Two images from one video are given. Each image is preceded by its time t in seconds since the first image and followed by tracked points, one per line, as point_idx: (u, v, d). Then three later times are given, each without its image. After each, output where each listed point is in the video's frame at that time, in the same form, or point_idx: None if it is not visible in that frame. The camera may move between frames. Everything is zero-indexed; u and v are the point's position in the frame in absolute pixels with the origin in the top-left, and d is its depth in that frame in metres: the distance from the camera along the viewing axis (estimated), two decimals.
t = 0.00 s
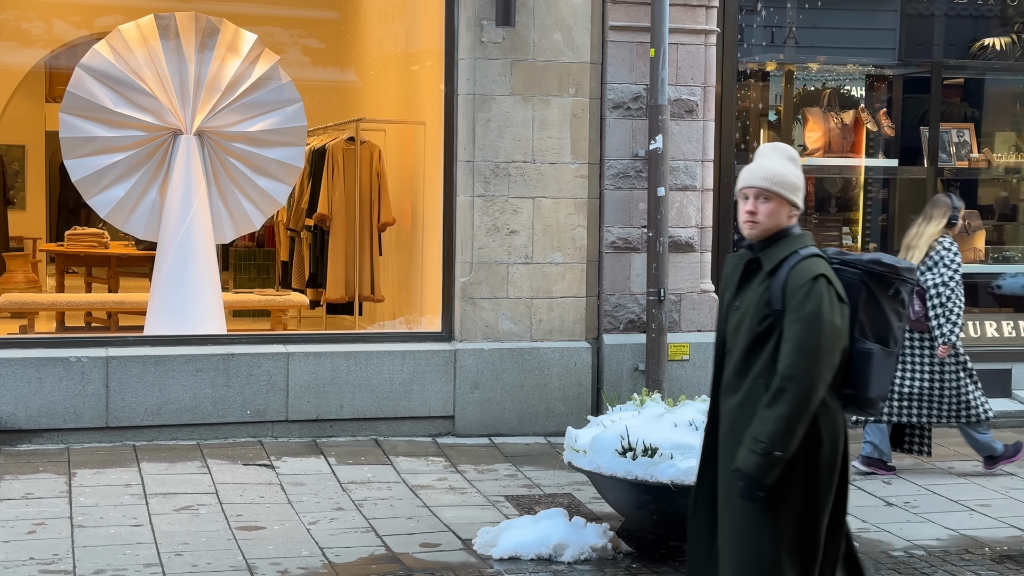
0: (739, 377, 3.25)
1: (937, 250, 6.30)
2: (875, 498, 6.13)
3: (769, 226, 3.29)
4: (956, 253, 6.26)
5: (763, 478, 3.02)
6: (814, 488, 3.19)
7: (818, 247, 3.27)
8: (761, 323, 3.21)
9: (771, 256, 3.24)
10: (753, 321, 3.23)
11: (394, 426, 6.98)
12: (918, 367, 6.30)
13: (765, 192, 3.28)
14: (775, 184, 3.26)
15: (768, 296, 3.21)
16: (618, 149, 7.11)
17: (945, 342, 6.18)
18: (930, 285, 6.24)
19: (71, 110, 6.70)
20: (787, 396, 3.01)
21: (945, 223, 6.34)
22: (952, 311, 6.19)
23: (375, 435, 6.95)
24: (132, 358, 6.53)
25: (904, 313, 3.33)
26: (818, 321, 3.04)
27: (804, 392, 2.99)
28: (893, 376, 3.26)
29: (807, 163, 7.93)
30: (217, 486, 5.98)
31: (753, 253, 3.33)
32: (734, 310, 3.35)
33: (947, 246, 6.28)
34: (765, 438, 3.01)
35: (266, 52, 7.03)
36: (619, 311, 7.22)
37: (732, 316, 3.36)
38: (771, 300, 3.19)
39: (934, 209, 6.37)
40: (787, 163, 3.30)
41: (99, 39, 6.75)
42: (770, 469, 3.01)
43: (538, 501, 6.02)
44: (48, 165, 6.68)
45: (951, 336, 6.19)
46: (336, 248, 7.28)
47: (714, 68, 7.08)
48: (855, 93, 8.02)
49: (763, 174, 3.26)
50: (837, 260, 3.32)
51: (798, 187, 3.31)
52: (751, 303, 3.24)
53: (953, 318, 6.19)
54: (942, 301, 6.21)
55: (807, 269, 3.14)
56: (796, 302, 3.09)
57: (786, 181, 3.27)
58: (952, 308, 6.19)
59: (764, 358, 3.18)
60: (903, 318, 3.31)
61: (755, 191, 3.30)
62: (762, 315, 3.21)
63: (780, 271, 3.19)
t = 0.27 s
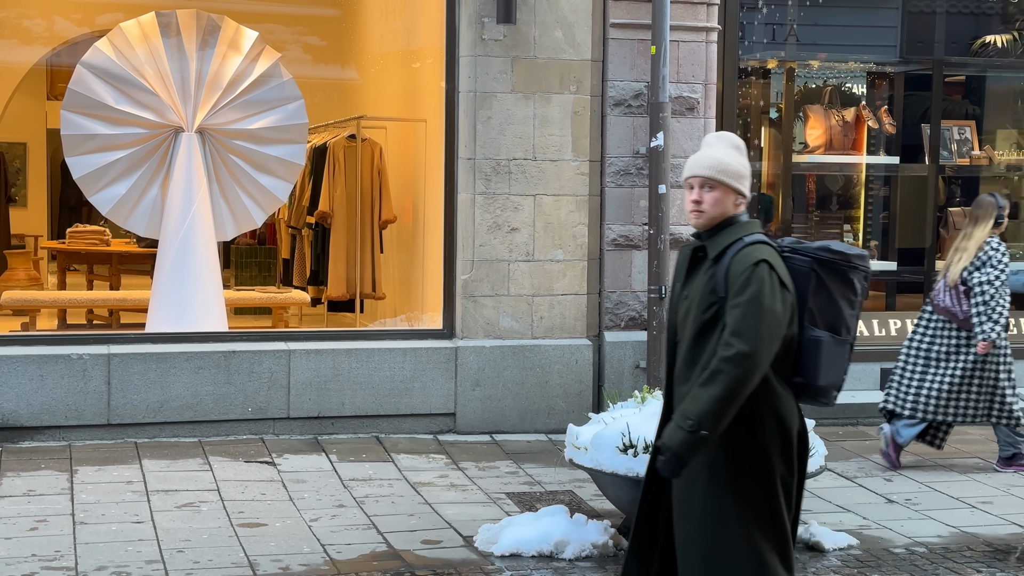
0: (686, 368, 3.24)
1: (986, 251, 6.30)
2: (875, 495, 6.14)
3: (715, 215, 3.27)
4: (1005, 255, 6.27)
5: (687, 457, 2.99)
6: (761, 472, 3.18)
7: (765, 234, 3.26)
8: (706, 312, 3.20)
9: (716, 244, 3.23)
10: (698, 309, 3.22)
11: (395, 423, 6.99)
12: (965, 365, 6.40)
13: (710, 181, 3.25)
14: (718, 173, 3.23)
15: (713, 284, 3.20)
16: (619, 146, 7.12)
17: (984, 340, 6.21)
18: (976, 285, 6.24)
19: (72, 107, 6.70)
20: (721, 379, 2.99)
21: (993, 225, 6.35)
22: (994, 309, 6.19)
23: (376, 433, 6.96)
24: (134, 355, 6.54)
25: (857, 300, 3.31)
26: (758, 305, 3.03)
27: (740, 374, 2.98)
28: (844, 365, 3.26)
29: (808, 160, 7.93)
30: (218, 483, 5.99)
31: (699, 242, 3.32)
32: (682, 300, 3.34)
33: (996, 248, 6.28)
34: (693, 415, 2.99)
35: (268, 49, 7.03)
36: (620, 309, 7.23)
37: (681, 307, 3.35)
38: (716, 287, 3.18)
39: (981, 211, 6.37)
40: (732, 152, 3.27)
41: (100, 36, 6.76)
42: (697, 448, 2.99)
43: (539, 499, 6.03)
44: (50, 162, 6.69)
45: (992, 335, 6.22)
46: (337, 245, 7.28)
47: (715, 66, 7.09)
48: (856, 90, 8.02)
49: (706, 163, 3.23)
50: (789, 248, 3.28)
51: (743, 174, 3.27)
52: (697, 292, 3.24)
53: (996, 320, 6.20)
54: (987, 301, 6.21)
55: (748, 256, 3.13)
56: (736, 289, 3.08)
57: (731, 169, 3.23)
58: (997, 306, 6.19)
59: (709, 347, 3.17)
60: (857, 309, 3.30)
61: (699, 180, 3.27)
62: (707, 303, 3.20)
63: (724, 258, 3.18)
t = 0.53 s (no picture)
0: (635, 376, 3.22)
1: None
2: (877, 493, 6.14)
3: (660, 220, 3.27)
4: None
5: (629, 458, 2.95)
6: (715, 476, 3.15)
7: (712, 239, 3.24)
8: (653, 318, 3.18)
9: (661, 249, 3.22)
10: (647, 316, 3.20)
11: (398, 420, 7.00)
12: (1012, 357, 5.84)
13: (654, 187, 3.25)
14: (663, 178, 3.23)
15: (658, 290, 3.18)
16: (621, 144, 7.12)
17: None
18: None
19: (75, 105, 6.70)
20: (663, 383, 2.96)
21: None
22: None
23: (379, 430, 6.97)
24: (136, 353, 6.54)
25: (806, 304, 3.24)
26: (700, 308, 3.00)
27: (683, 376, 2.95)
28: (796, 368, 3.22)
29: (811, 158, 7.94)
30: (221, 480, 6.00)
31: (646, 249, 3.30)
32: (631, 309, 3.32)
33: None
34: (635, 415, 2.95)
35: (270, 47, 7.04)
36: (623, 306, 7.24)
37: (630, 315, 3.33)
38: (660, 293, 3.16)
39: None
40: (677, 157, 3.27)
41: (102, 34, 6.76)
42: (638, 448, 2.95)
43: (542, 496, 6.03)
44: (52, 161, 6.71)
45: None
46: (340, 242, 7.29)
47: (717, 63, 7.08)
48: (858, 88, 8.02)
49: (650, 168, 3.24)
50: (736, 253, 3.25)
51: (688, 180, 3.28)
52: (644, 300, 3.22)
53: None
54: None
55: (692, 260, 3.11)
56: (679, 293, 3.06)
57: (675, 174, 3.24)
58: None
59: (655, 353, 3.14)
60: (803, 311, 3.23)
61: (644, 186, 3.28)
62: (653, 309, 3.18)
63: (668, 263, 3.17)
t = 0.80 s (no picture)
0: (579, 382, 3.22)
1: None
2: (881, 491, 6.13)
3: (604, 226, 3.28)
4: None
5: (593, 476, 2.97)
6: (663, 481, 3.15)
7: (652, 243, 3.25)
8: (595, 323, 3.19)
9: (603, 254, 3.23)
10: (588, 320, 3.21)
11: (401, 418, 7.00)
12: None
13: (598, 193, 3.26)
14: (606, 184, 3.24)
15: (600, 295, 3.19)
16: (624, 142, 7.12)
17: None
18: None
19: (78, 103, 6.73)
20: (613, 392, 2.98)
21: None
22: None
23: (382, 428, 6.98)
24: (140, 350, 6.55)
25: (746, 313, 3.29)
26: (644, 314, 3.02)
27: (630, 385, 2.97)
28: (734, 377, 3.25)
29: (814, 156, 7.95)
30: (224, 478, 6.01)
31: (589, 254, 3.31)
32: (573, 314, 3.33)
33: None
34: (593, 433, 2.97)
35: (273, 45, 7.04)
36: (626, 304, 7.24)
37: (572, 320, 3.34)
38: (602, 297, 3.17)
39: None
40: (618, 164, 3.29)
41: (105, 32, 6.77)
42: (599, 466, 2.97)
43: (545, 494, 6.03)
44: (55, 159, 6.71)
45: None
46: (343, 240, 7.29)
47: (720, 61, 7.09)
48: (862, 86, 8.01)
49: (593, 174, 3.24)
50: (678, 261, 3.27)
51: (630, 186, 3.29)
52: (586, 305, 3.23)
53: None
54: None
55: (634, 264, 3.12)
56: (621, 298, 3.07)
57: (618, 180, 3.25)
58: None
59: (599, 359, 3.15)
60: (743, 320, 3.28)
61: (587, 193, 3.28)
62: (595, 313, 3.19)
63: (610, 267, 3.17)
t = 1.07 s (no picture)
0: (522, 370, 3.25)
1: None
2: (886, 488, 6.13)
3: (549, 215, 3.30)
4: None
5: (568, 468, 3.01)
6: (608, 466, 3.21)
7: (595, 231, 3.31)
8: (539, 310, 3.23)
9: (549, 242, 3.27)
10: (533, 309, 3.25)
11: (406, 416, 7.01)
12: None
13: (543, 181, 3.28)
14: (551, 173, 3.26)
15: (545, 282, 3.23)
16: (629, 139, 7.11)
17: None
18: None
19: (84, 101, 6.73)
20: (576, 380, 3.04)
21: None
22: None
23: (387, 425, 6.98)
24: (145, 348, 6.56)
25: (688, 304, 3.36)
26: (598, 301, 3.09)
27: (590, 371, 3.04)
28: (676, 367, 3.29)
29: (819, 153, 7.93)
30: (229, 476, 6.01)
31: (533, 242, 3.35)
32: (514, 302, 3.37)
33: None
34: (563, 427, 3.03)
35: (278, 43, 7.04)
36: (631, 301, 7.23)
37: (513, 308, 3.37)
38: (548, 284, 3.22)
39: None
40: (564, 152, 3.30)
41: (111, 30, 6.78)
42: (574, 457, 3.02)
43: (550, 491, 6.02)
44: (61, 157, 6.73)
45: None
46: (348, 238, 7.29)
47: (725, 58, 7.08)
48: (867, 83, 7.98)
49: (538, 162, 3.26)
50: (620, 252, 3.33)
51: (577, 174, 3.31)
52: (531, 293, 3.27)
53: None
54: None
55: (584, 251, 3.18)
56: (572, 284, 3.12)
57: (563, 168, 3.27)
58: None
59: (546, 346, 3.20)
60: (686, 309, 3.34)
61: (532, 180, 3.30)
62: (541, 300, 3.23)
63: (558, 254, 3.22)
